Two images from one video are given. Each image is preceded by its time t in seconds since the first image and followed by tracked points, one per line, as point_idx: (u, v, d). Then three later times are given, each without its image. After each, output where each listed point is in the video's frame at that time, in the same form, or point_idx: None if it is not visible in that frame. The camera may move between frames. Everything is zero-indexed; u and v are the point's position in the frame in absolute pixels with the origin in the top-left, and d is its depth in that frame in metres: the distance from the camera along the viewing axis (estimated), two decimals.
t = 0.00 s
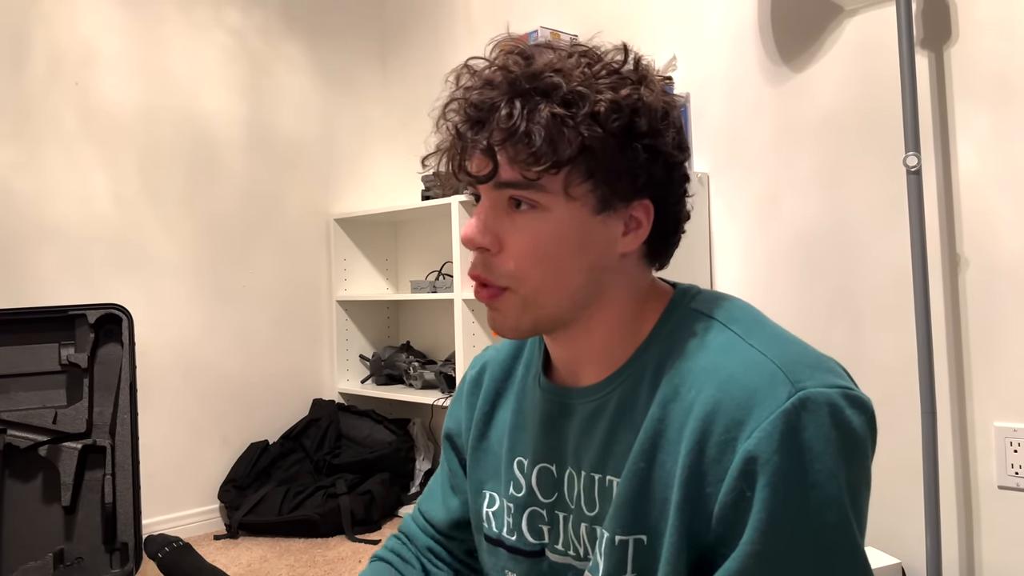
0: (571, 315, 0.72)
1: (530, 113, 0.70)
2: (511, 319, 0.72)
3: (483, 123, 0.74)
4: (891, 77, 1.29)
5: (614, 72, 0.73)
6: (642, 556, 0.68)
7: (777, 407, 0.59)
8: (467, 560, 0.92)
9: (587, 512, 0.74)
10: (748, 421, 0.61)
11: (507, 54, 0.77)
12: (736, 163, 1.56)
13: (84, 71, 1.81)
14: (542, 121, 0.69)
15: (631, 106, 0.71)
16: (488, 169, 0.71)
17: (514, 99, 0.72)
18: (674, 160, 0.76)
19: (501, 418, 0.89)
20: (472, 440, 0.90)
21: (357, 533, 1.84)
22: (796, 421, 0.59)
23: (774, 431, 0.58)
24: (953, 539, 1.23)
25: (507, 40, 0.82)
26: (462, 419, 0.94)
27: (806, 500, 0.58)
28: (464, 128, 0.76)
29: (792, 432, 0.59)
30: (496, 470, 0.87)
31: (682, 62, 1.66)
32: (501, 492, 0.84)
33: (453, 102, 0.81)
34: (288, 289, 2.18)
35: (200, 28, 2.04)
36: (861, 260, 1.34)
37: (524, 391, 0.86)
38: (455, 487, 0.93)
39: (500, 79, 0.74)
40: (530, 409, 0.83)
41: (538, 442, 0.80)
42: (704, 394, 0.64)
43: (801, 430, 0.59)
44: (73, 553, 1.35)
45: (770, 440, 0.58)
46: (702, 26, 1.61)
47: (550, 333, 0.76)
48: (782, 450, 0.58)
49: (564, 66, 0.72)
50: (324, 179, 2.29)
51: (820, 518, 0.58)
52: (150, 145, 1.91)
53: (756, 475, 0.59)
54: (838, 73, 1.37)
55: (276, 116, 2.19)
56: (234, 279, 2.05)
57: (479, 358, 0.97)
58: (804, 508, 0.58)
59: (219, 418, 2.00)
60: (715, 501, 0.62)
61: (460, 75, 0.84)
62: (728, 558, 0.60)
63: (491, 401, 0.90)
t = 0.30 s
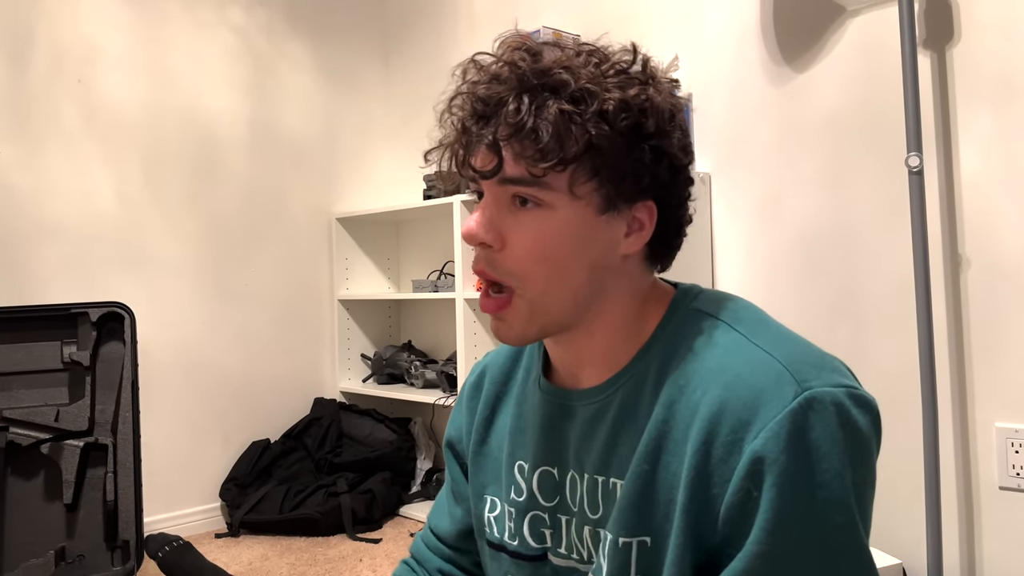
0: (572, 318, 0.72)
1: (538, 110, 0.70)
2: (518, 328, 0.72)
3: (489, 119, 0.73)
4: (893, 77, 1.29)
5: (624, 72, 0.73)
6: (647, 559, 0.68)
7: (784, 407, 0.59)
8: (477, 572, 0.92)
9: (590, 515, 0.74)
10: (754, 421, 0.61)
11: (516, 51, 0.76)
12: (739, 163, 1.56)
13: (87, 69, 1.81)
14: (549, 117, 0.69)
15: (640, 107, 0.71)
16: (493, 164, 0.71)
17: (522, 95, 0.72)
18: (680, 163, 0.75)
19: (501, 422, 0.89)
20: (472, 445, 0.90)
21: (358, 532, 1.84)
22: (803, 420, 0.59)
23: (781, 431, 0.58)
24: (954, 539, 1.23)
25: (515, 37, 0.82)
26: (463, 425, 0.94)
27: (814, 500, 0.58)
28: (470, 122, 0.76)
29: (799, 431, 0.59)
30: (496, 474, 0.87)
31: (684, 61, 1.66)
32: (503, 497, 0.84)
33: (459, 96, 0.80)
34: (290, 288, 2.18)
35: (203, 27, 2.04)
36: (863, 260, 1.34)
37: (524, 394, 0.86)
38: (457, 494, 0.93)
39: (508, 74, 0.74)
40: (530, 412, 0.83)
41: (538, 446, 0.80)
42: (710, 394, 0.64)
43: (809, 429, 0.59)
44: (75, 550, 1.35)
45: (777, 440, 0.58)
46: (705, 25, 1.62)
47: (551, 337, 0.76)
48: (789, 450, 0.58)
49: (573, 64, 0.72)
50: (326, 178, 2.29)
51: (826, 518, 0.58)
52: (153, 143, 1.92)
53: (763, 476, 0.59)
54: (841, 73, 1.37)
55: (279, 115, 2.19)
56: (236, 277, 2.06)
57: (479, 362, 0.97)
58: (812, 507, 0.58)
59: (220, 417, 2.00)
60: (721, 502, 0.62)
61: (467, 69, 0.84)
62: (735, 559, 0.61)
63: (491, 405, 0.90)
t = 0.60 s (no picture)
0: (582, 318, 0.71)
1: (545, 113, 0.70)
2: (522, 324, 0.72)
3: (496, 124, 0.73)
4: (895, 77, 1.29)
5: (631, 72, 0.73)
6: (642, 559, 0.68)
7: (776, 408, 0.59)
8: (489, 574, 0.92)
9: (593, 515, 0.74)
10: (746, 422, 0.60)
11: (521, 54, 0.77)
12: (742, 163, 1.56)
13: (89, 68, 1.81)
14: (556, 122, 0.69)
15: (648, 107, 0.70)
16: (501, 170, 0.71)
17: (528, 99, 0.72)
18: (688, 162, 0.75)
19: (506, 422, 0.89)
20: (477, 444, 0.90)
21: (359, 531, 1.84)
22: (797, 423, 0.58)
23: (771, 433, 0.58)
24: (955, 539, 1.23)
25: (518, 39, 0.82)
26: (468, 425, 0.94)
27: (805, 503, 0.58)
28: (476, 127, 0.76)
29: (791, 434, 0.58)
30: (501, 473, 0.87)
31: (686, 61, 1.66)
32: (508, 496, 0.84)
33: (464, 101, 0.81)
34: (292, 287, 2.18)
35: (206, 26, 2.05)
36: (865, 261, 1.34)
37: (528, 394, 0.86)
38: (463, 494, 0.93)
39: (513, 79, 0.74)
40: (534, 412, 0.83)
41: (542, 445, 0.80)
42: (702, 394, 0.64)
43: (801, 433, 0.58)
44: (76, 548, 1.35)
45: (767, 442, 0.58)
46: (707, 26, 1.62)
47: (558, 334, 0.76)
48: (778, 453, 0.58)
49: (578, 66, 0.72)
50: (328, 177, 2.29)
51: (818, 523, 0.58)
52: (155, 142, 1.92)
53: (752, 478, 0.58)
54: (843, 73, 1.37)
55: (281, 114, 2.20)
56: (238, 276, 2.06)
57: (484, 361, 0.97)
58: (803, 511, 0.58)
59: (221, 416, 2.01)
60: (711, 501, 0.62)
61: (470, 73, 0.85)
62: (723, 559, 0.61)
63: (496, 404, 0.90)
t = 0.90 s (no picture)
0: (574, 319, 0.71)
1: (528, 114, 0.68)
2: (515, 326, 0.72)
3: (480, 124, 0.71)
4: (898, 77, 1.29)
5: (616, 70, 0.70)
6: (643, 557, 0.68)
7: (778, 405, 0.59)
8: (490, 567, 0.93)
9: (592, 513, 0.74)
10: (748, 419, 0.60)
11: (507, 52, 0.73)
12: (744, 163, 1.56)
13: (91, 67, 1.82)
14: (539, 122, 0.67)
15: (632, 105, 0.68)
16: (488, 171, 0.70)
17: (511, 100, 0.69)
18: (676, 159, 0.72)
19: (507, 420, 0.89)
20: (478, 441, 0.89)
21: (359, 529, 1.84)
22: (799, 421, 0.58)
23: (773, 431, 0.58)
24: (956, 538, 1.23)
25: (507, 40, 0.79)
26: (469, 422, 0.94)
27: (807, 501, 0.58)
28: (462, 128, 0.73)
29: (794, 432, 0.58)
30: (501, 470, 0.87)
31: (688, 60, 1.66)
32: (507, 493, 0.84)
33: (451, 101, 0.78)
34: (293, 286, 2.18)
35: (208, 25, 2.05)
36: (867, 261, 1.34)
37: (530, 392, 0.86)
38: (465, 490, 0.93)
39: (497, 79, 0.71)
40: (536, 410, 0.83)
41: (543, 443, 0.80)
42: (703, 392, 0.64)
43: (803, 430, 0.58)
44: (78, 546, 1.35)
45: (769, 440, 0.58)
46: (708, 26, 1.62)
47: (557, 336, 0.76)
48: (781, 450, 0.58)
49: (562, 65, 0.69)
50: (329, 175, 2.29)
51: (820, 520, 0.58)
52: (157, 140, 1.92)
53: (754, 475, 0.58)
54: (845, 73, 1.37)
55: (282, 113, 2.20)
56: (239, 275, 2.06)
57: (485, 358, 0.97)
58: (805, 508, 0.58)
59: (223, 414, 2.01)
60: (712, 499, 0.62)
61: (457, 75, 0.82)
62: (725, 557, 0.61)
63: (497, 402, 0.90)
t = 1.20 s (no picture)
0: (565, 320, 0.71)
1: (498, 126, 0.69)
2: (510, 327, 0.72)
3: (458, 139, 0.73)
4: (899, 78, 1.29)
5: (587, 74, 0.70)
6: (629, 555, 0.68)
7: (753, 410, 0.58)
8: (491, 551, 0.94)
9: (583, 509, 0.74)
10: (723, 424, 0.59)
11: (486, 64, 0.75)
12: (745, 163, 1.56)
13: (94, 65, 1.82)
14: (508, 135, 0.68)
15: (600, 110, 0.67)
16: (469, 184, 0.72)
17: (483, 114, 0.70)
18: (656, 159, 0.71)
19: (513, 411, 0.89)
20: (484, 430, 0.90)
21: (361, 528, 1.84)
22: (774, 425, 0.57)
23: (747, 435, 0.57)
24: (957, 537, 1.23)
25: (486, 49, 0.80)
26: (480, 409, 0.95)
27: (783, 505, 0.57)
28: (445, 143, 0.76)
29: (768, 436, 0.57)
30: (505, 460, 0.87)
31: (690, 60, 1.66)
32: (509, 482, 0.84)
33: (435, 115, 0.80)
34: (296, 285, 2.19)
35: (211, 24, 2.05)
36: (868, 261, 1.34)
37: (535, 384, 0.86)
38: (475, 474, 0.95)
39: (472, 93, 0.73)
40: (540, 403, 0.83)
41: (543, 436, 0.80)
42: (682, 395, 0.63)
43: (779, 435, 0.57)
44: (79, 543, 1.36)
45: (741, 445, 0.57)
46: (711, 25, 1.62)
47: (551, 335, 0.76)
48: (753, 455, 0.57)
49: (531, 75, 0.70)
50: (332, 174, 2.29)
51: (797, 526, 0.56)
52: (160, 139, 1.92)
53: (727, 480, 0.57)
54: (847, 73, 1.37)
55: (285, 112, 2.20)
56: (241, 274, 2.06)
57: (500, 348, 0.97)
58: (782, 513, 0.57)
59: (224, 413, 2.01)
60: (690, 502, 0.61)
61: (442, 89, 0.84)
62: (703, 560, 0.60)
63: (506, 393, 0.90)
